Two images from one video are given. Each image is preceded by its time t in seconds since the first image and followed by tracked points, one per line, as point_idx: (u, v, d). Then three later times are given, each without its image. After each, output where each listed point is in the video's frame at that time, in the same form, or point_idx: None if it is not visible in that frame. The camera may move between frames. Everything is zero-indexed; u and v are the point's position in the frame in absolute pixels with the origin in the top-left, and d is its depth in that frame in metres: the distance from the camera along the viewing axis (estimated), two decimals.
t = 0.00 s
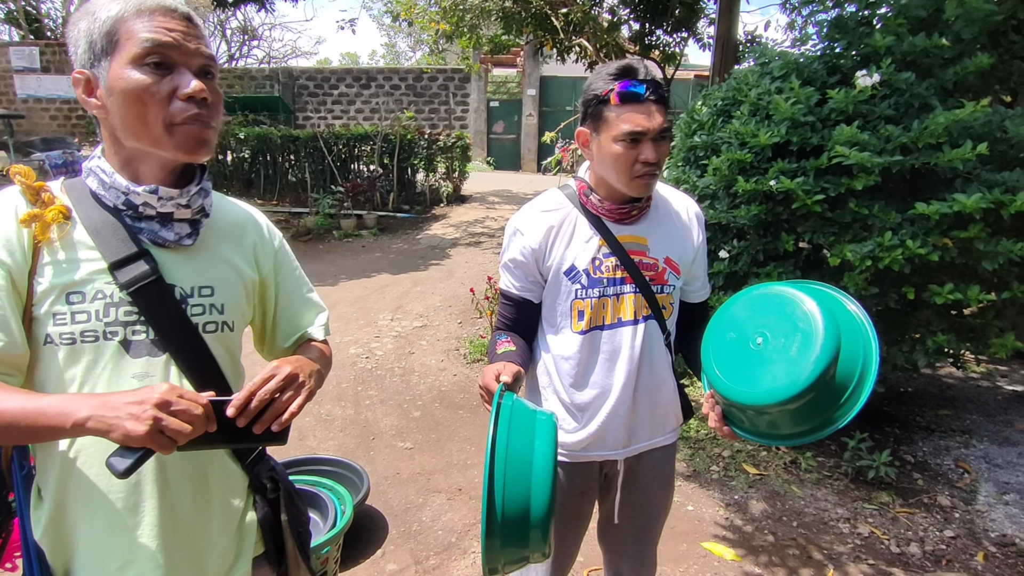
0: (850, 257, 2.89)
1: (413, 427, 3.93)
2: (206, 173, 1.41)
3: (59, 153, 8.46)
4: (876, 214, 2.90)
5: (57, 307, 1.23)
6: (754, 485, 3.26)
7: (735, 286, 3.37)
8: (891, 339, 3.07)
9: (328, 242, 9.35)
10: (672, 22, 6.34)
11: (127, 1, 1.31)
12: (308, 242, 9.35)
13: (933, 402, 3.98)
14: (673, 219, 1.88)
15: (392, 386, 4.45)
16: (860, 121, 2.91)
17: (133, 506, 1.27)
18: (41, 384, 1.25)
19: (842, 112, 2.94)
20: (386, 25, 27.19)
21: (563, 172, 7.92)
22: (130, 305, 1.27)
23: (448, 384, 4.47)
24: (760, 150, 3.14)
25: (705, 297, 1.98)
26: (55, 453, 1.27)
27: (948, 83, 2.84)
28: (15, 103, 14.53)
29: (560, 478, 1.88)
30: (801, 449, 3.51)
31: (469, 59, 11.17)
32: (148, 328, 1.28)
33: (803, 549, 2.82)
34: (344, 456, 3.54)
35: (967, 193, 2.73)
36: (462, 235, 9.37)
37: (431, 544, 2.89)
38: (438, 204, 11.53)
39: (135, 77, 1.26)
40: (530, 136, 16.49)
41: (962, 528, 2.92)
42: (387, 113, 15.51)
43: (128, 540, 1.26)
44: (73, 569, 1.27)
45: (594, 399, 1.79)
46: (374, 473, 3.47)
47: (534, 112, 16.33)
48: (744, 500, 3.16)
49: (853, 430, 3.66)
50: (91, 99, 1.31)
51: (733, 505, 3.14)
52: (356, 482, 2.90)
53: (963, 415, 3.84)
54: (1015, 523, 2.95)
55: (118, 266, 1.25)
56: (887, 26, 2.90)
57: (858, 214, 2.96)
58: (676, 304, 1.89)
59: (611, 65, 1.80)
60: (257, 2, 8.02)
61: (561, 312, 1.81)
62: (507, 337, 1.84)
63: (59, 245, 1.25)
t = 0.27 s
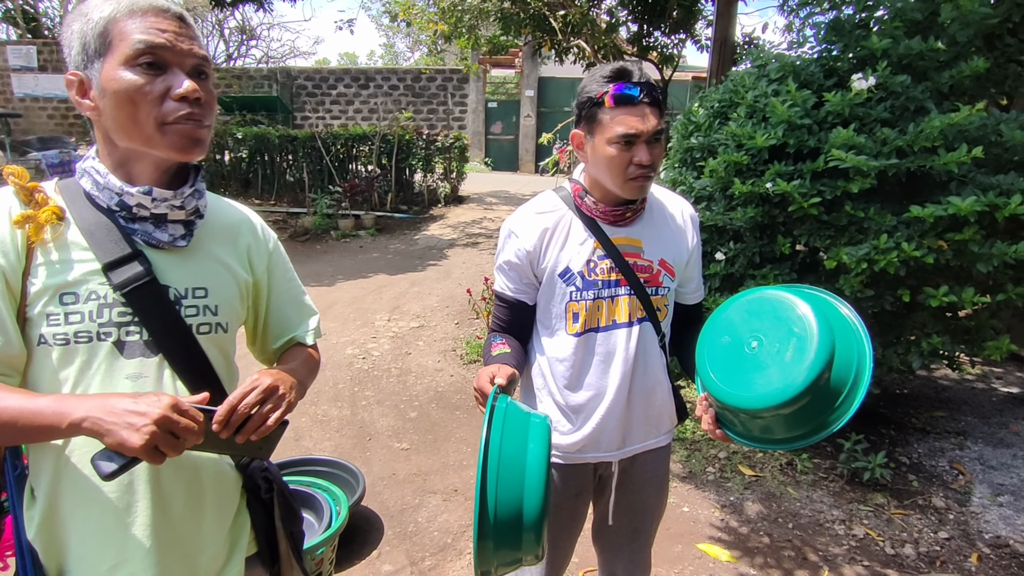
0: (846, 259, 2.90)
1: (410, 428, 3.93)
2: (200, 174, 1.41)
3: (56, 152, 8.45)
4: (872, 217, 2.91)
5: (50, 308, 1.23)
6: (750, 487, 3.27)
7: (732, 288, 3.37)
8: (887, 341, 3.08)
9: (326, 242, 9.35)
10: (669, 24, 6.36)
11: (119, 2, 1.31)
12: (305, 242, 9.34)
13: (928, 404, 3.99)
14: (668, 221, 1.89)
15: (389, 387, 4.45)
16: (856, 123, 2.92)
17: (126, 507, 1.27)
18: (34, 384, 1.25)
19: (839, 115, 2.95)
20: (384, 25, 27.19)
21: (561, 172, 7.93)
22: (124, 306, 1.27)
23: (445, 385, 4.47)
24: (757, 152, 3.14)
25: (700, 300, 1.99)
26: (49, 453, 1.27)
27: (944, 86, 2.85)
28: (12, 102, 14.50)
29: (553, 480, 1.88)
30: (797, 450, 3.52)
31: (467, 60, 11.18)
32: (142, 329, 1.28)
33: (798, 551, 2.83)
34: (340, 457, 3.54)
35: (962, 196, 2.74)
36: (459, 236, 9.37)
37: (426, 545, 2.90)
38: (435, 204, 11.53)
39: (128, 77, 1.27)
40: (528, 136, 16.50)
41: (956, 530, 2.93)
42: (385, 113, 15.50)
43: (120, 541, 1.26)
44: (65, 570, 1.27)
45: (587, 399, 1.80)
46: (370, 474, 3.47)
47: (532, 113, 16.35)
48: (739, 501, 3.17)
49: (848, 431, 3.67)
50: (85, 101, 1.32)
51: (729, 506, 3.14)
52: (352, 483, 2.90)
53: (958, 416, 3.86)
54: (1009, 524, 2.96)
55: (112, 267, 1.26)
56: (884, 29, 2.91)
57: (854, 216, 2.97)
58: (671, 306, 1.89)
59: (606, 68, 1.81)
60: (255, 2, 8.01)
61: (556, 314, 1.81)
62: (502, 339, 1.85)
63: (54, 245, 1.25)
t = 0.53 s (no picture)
0: (845, 260, 2.91)
1: (409, 428, 3.93)
2: (201, 174, 1.41)
3: (56, 151, 8.45)
4: (871, 218, 2.91)
5: (50, 305, 1.23)
6: (748, 487, 3.28)
7: (731, 289, 3.38)
8: (885, 342, 3.09)
9: (325, 242, 9.35)
10: (669, 24, 6.37)
11: (128, 4, 1.32)
12: (305, 242, 9.34)
13: (927, 405, 4.00)
14: (667, 222, 1.89)
15: (388, 387, 4.45)
16: (855, 124, 2.92)
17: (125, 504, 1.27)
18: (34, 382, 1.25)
19: (838, 115, 2.96)
20: (384, 24, 27.19)
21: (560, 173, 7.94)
22: (123, 303, 1.27)
23: (445, 385, 4.47)
24: (756, 153, 3.15)
25: (699, 300, 1.99)
26: (49, 450, 1.27)
27: (943, 87, 2.85)
28: (12, 101, 14.48)
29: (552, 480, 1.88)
30: (796, 451, 3.53)
31: (466, 60, 11.18)
32: (141, 326, 1.28)
33: (796, 551, 2.83)
34: (339, 457, 3.54)
35: (960, 197, 2.75)
36: (459, 236, 9.38)
37: (426, 545, 2.90)
38: (435, 205, 11.53)
39: (134, 78, 1.27)
40: (527, 137, 16.51)
41: (954, 531, 2.94)
42: (385, 114, 15.51)
43: (119, 538, 1.26)
44: (65, 568, 1.27)
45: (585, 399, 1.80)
46: (369, 473, 3.47)
47: (532, 113, 16.35)
48: (738, 502, 3.17)
49: (847, 432, 3.68)
50: (89, 98, 1.32)
51: (727, 506, 3.15)
52: (352, 483, 2.90)
53: (956, 417, 3.86)
54: (1006, 525, 2.97)
55: (112, 264, 1.26)
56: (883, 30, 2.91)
57: (853, 217, 2.97)
58: (671, 307, 1.89)
59: (605, 69, 1.81)
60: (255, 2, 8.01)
61: (555, 314, 1.82)
62: (502, 339, 1.85)
63: (54, 243, 1.26)
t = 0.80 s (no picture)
0: (845, 261, 2.91)
1: (409, 428, 3.93)
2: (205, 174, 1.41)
3: (55, 151, 8.46)
4: (871, 219, 2.92)
5: (55, 304, 1.23)
6: (748, 488, 3.28)
7: (731, 290, 3.38)
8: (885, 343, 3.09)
9: (325, 242, 9.34)
10: (669, 25, 6.38)
11: (135, 4, 1.32)
12: (304, 242, 9.35)
13: (926, 406, 4.00)
14: (668, 223, 1.89)
15: (388, 387, 4.45)
16: (856, 125, 2.93)
17: (128, 504, 1.26)
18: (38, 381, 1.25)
19: (838, 117, 2.96)
20: (384, 25, 27.20)
21: (560, 173, 7.94)
22: (128, 303, 1.27)
23: (444, 386, 4.47)
24: (756, 154, 3.15)
25: (700, 302, 1.99)
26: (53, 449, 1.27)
27: (943, 88, 2.86)
28: (11, 100, 14.47)
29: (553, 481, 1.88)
30: (796, 452, 3.53)
31: (466, 60, 11.18)
32: (145, 326, 1.28)
33: (796, 552, 2.84)
34: (339, 457, 3.54)
35: (961, 198, 2.76)
36: (459, 236, 9.38)
37: (425, 545, 2.90)
38: (435, 205, 11.54)
39: (143, 79, 1.27)
40: (527, 137, 16.53)
41: (954, 532, 2.94)
42: (384, 114, 15.51)
43: (122, 537, 1.25)
44: (67, 567, 1.27)
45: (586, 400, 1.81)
46: (369, 474, 3.47)
47: (532, 113, 16.36)
48: (738, 503, 3.17)
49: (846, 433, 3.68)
50: (97, 99, 1.32)
51: (727, 507, 3.15)
52: (352, 483, 2.90)
53: (956, 418, 3.87)
54: (1006, 526, 2.97)
55: (117, 264, 1.26)
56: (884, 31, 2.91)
57: (853, 218, 2.98)
58: (672, 308, 1.90)
59: (608, 69, 1.81)
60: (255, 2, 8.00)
61: (557, 315, 1.82)
62: (503, 340, 1.86)
63: (59, 242, 1.26)
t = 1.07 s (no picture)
0: (846, 261, 2.91)
1: (409, 428, 3.93)
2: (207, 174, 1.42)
3: (55, 150, 8.47)
4: (871, 219, 2.91)
5: (57, 302, 1.23)
6: (748, 488, 3.28)
7: (731, 289, 3.38)
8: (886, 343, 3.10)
9: (325, 241, 9.34)
10: (669, 25, 6.38)
11: (146, 5, 1.32)
12: (304, 241, 9.34)
13: (927, 406, 4.00)
14: (670, 223, 1.89)
15: (388, 387, 4.45)
16: (856, 126, 2.93)
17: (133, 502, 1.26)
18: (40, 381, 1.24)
19: (839, 117, 2.96)
20: (384, 24, 27.20)
21: (560, 173, 7.95)
22: (131, 301, 1.27)
23: (444, 385, 4.47)
24: (757, 154, 3.15)
25: (701, 302, 1.99)
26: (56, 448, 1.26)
27: (943, 88, 2.85)
28: (11, 100, 14.47)
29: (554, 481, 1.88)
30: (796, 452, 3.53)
31: (466, 60, 11.18)
32: (149, 324, 1.28)
33: (796, 552, 2.83)
34: (339, 457, 3.54)
35: (961, 199, 2.75)
36: (459, 236, 9.38)
37: (425, 545, 2.90)
38: (435, 205, 11.54)
39: (152, 81, 1.27)
40: (528, 137, 16.53)
41: (954, 532, 2.94)
42: (384, 113, 15.50)
43: (127, 535, 1.25)
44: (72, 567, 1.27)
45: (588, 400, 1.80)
46: (368, 474, 3.47)
47: (532, 113, 16.36)
48: (738, 503, 3.17)
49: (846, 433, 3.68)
50: (103, 97, 1.31)
51: (727, 507, 3.15)
52: (352, 483, 2.90)
53: (956, 419, 3.86)
54: (1006, 526, 2.97)
55: (120, 262, 1.26)
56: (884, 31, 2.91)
57: (854, 219, 2.98)
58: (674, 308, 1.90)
59: (609, 69, 1.81)
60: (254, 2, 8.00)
61: (558, 315, 1.81)
62: (504, 339, 1.86)
63: (61, 240, 1.25)
